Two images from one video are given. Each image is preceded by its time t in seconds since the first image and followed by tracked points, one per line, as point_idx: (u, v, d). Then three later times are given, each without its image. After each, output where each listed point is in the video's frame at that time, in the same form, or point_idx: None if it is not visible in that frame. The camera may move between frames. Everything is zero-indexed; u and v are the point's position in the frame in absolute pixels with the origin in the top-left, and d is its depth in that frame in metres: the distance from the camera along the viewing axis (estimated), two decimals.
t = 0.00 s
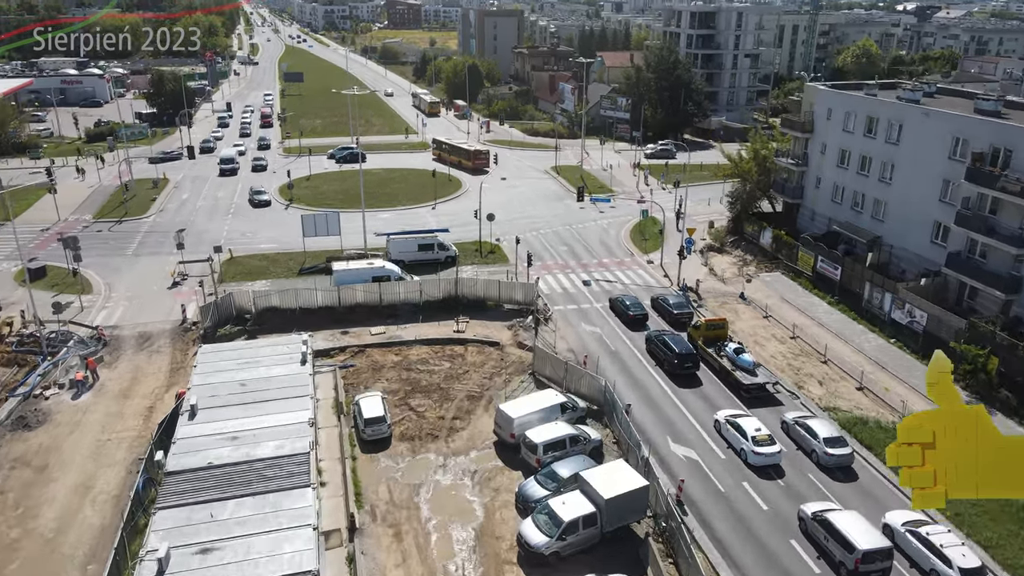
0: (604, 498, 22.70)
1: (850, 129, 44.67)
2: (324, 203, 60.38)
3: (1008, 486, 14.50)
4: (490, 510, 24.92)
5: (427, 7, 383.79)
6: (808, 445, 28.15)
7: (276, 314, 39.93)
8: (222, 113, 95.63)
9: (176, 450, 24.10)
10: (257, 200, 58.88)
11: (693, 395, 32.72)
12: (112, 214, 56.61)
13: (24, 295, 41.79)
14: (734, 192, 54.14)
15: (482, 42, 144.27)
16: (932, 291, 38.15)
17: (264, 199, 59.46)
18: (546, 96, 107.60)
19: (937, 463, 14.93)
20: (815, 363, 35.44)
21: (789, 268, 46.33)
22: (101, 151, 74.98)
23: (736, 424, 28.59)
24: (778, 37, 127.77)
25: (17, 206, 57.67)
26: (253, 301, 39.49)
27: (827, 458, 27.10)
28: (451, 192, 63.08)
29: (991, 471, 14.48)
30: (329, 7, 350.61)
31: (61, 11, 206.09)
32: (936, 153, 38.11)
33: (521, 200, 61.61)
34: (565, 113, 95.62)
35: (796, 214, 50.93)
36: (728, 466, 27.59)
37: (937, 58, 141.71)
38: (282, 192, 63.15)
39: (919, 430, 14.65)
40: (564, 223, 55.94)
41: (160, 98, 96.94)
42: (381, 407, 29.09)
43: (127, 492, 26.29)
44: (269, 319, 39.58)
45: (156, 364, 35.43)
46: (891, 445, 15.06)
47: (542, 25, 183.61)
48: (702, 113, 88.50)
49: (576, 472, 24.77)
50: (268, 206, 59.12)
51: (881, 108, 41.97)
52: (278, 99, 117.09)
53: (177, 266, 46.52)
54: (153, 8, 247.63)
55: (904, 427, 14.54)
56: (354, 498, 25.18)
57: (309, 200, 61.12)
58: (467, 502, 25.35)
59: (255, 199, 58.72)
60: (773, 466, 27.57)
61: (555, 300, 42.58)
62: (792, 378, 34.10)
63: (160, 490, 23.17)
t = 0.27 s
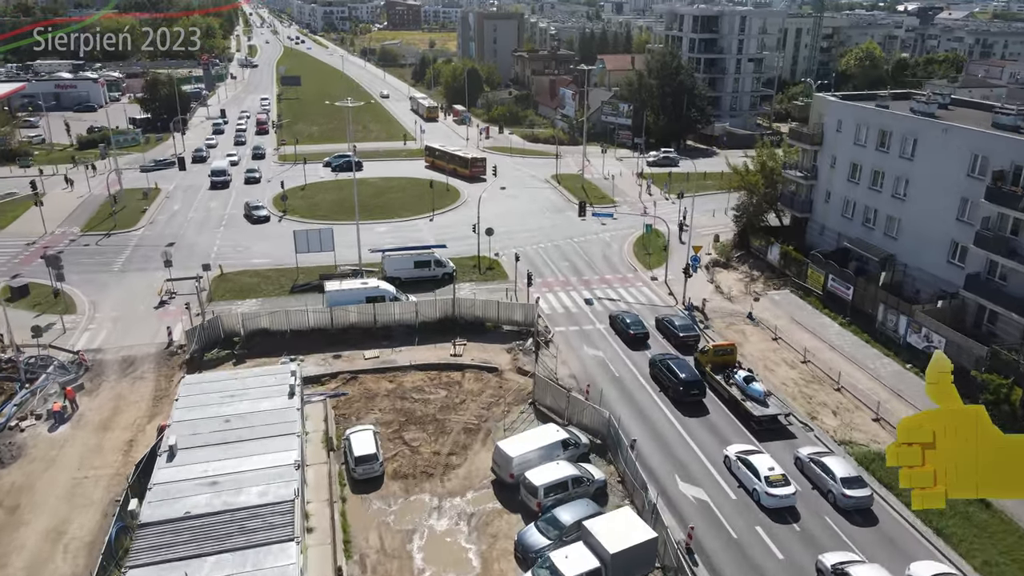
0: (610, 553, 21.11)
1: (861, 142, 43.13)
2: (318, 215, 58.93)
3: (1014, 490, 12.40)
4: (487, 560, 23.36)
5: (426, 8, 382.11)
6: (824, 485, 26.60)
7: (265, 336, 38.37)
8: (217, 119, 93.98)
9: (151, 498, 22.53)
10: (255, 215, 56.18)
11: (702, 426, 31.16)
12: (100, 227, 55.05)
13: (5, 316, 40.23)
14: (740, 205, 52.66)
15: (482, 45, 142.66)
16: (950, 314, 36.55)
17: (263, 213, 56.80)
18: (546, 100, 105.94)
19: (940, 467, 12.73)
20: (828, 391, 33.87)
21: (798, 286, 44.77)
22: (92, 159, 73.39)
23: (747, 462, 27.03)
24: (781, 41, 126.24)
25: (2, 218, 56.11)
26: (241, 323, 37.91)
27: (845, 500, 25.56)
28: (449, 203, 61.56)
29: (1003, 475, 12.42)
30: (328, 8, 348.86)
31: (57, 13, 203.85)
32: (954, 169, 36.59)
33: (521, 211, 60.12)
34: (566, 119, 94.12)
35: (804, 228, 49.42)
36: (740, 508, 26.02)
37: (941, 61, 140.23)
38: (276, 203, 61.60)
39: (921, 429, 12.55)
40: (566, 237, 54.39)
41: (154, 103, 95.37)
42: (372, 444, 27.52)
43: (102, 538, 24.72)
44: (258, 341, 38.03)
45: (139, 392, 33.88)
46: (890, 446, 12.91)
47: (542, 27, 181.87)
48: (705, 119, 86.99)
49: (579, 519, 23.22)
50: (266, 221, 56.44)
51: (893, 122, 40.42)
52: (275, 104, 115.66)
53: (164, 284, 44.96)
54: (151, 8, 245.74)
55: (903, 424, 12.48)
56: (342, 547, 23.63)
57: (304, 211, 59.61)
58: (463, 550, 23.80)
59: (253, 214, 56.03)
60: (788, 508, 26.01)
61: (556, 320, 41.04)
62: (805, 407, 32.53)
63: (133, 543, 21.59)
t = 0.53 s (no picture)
0: None
1: (872, 155, 41.74)
2: (313, 226, 57.45)
3: (1009, 487, 13.01)
4: None
5: (426, 8, 380.30)
6: (841, 525, 25.13)
7: (255, 357, 36.94)
8: (212, 125, 92.37)
9: (125, 547, 21.08)
10: (255, 230, 53.78)
11: (710, 458, 29.71)
12: (88, 239, 53.61)
13: None
14: (746, 217, 51.22)
15: (481, 47, 141.02)
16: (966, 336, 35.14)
17: (262, 228, 54.40)
18: (546, 105, 104.38)
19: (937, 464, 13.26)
20: (841, 418, 32.46)
21: (807, 303, 43.31)
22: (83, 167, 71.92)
23: (759, 500, 25.59)
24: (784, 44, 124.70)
25: None
26: (230, 345, 36.49)
27: (864, 544, 24.09)
28: (447, 213, 60.14)
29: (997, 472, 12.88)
30: (327, 9, 346.91)
31: (54, 14, 201.64)
32: (971, 186, 35.21)
33: (521, 222, 58.68)
34: (566, 124, 92.59)
35: (813, 242, 47.97)
36: (752, 551, 24.57)
37: (946, 63, 138.71)
38: (270, 213, 60.14)
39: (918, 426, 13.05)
40: (566, 249, 52.97)
41: (149, 108, 93.86)
42: (363, 480, 26.08)
43: None
44: (247, 363, 36.60)
45: (122, 420, 32.43)
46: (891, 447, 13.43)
47: (542, 29, 180.13)
48: (708, 124, 85.51)
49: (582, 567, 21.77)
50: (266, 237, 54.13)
51: (906, 135, 39.03)
52: (272, 108, 114.24)
53: (153, 301, 43.52)
54: (149, 9, 243.85)
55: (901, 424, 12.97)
56: None
57: (298, 221, 58.18)
58: None
59: (253, 229, 53.65)
60: (803, 552, 24.54)
61: (557, 340, 39.63)
62: (818, 437, 31.09)
63: None
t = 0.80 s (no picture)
0: None
1: (887, 171, 40.02)
2: (305, 239, 55.68)
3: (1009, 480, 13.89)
4: None
5: (425, 9, 377.92)
6: None
7: (241, 386, 35.19)
8: (205, 131, 90.50)
9: None
10: (257, 249, 51.54)
11: (722, 501, 27.91)
12: (73, 254, 51.85)
13: None
14: (753, 233, 49.50)
15: (480, 51, 139.17)
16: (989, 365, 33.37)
17: (262, 247, 52.17)
18: (546, 110, 102.51)
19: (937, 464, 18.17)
20: (859, 455, 30.69)
21: (818, 325, 41.58)
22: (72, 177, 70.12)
23: (776, 554, 23.79)
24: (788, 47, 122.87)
25: None
26: (214, 373, 34.72)
27: None
28: (445, 226, 58.45)
29: (987, 471, 17.68)
30: (326, 9, 344.46)
31: (49, 16, 199.01)
32: (994, 208, 33.48)
33: (521, 236, 56.94)
34: (567, 131, 90.83)
35: (823, 260, 46.20)
36: None
37: (951, 66, 136.90)
38: (262, 226, 58.41)
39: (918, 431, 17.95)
40: (567, 266, 51.28)
41: (142, 114, 92.08)
42: (351, 531, 24.25)
43: None
44: (233, 393, 34.85)
45: (98, 456, 30.65)
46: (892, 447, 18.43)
47: (543, 30, 178.26)
48: (711, 131, 83.75)
49: None
50: (268, 256, 52.04)
51: (923, 151, 37.33)
52: (268, 113, 112.59)
53: (137, 323, 41.78)
54: (146, 10, 241.66)
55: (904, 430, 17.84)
56: None
57: (291, 235, 56.48)
58: None
59: (255, 248, 51.43)
60: None
61: (558, 367, 37.91)
62: (835, 476, 29.28)
63: None
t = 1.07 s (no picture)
0: None
1: (904, 191, 38.23)
2: (296, 256, 53.86)
3: (1009, 486, 13.51)
4: None
5: (424, 10, 375.64)
6: None
7: (225, 421, 33.33)
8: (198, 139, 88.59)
9: None
10: (258, 271, 49.05)
11: (735, 553, 26.02)
12: (56, 272, 49.97)
13: None
14: (761, 252, 47.70)
15: (479, 55, 137.36)
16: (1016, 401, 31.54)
17: (263, 268, 49.71)
18: (546, 116, 100.62)
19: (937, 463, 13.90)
20: (880, 499, 28.86)
21: (831, 352, 39.75)
22: (59, 188, 68.25)
23: None
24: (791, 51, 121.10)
25: None
26: (196, 408, 32.85)
27: None
28: (442, 241, 56.65)
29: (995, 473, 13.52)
30: (324, 10, 342.06)
31: (45, 18, 197.15)
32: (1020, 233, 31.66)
33: (520, 252, 55.11)
34: (567, 138, 89.00)
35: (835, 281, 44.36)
36: None
37: (956, 70, 135.40)
38: (253, 241, 56.60)
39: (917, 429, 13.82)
40: (568, 285, 49.51)
41: (133, 121, 90.18)
42: None
43: None
44: (216, 429, 32.99)
45: (70, 500, 28.75)
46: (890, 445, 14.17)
47: (543, 33, 176.44)
48: (715, 139, 81.92)
49: None
50: (269, 277, 49.64)
51: (944, 172, 35.54)
52: (264, 119, 110.82)
53: (118, 349, 39.91)
54: (142, 12, 239.38)
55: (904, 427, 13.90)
56: None
57: (282, 251, 54.70)
58: None
59: (255, 270, 48.98)
60: None
61: (559, 398, 36.10)
62: (856, 525, 27.42)
63: None
